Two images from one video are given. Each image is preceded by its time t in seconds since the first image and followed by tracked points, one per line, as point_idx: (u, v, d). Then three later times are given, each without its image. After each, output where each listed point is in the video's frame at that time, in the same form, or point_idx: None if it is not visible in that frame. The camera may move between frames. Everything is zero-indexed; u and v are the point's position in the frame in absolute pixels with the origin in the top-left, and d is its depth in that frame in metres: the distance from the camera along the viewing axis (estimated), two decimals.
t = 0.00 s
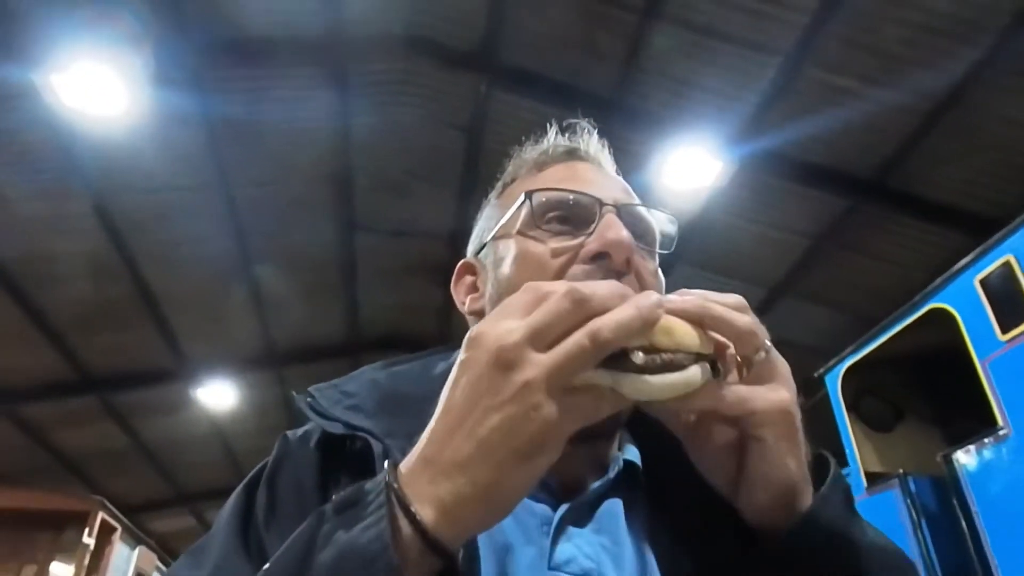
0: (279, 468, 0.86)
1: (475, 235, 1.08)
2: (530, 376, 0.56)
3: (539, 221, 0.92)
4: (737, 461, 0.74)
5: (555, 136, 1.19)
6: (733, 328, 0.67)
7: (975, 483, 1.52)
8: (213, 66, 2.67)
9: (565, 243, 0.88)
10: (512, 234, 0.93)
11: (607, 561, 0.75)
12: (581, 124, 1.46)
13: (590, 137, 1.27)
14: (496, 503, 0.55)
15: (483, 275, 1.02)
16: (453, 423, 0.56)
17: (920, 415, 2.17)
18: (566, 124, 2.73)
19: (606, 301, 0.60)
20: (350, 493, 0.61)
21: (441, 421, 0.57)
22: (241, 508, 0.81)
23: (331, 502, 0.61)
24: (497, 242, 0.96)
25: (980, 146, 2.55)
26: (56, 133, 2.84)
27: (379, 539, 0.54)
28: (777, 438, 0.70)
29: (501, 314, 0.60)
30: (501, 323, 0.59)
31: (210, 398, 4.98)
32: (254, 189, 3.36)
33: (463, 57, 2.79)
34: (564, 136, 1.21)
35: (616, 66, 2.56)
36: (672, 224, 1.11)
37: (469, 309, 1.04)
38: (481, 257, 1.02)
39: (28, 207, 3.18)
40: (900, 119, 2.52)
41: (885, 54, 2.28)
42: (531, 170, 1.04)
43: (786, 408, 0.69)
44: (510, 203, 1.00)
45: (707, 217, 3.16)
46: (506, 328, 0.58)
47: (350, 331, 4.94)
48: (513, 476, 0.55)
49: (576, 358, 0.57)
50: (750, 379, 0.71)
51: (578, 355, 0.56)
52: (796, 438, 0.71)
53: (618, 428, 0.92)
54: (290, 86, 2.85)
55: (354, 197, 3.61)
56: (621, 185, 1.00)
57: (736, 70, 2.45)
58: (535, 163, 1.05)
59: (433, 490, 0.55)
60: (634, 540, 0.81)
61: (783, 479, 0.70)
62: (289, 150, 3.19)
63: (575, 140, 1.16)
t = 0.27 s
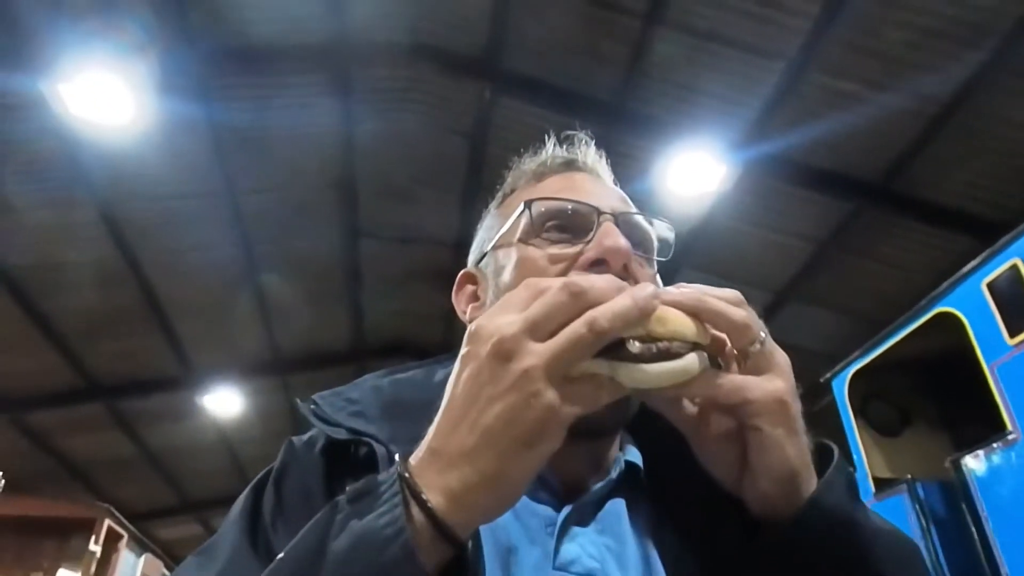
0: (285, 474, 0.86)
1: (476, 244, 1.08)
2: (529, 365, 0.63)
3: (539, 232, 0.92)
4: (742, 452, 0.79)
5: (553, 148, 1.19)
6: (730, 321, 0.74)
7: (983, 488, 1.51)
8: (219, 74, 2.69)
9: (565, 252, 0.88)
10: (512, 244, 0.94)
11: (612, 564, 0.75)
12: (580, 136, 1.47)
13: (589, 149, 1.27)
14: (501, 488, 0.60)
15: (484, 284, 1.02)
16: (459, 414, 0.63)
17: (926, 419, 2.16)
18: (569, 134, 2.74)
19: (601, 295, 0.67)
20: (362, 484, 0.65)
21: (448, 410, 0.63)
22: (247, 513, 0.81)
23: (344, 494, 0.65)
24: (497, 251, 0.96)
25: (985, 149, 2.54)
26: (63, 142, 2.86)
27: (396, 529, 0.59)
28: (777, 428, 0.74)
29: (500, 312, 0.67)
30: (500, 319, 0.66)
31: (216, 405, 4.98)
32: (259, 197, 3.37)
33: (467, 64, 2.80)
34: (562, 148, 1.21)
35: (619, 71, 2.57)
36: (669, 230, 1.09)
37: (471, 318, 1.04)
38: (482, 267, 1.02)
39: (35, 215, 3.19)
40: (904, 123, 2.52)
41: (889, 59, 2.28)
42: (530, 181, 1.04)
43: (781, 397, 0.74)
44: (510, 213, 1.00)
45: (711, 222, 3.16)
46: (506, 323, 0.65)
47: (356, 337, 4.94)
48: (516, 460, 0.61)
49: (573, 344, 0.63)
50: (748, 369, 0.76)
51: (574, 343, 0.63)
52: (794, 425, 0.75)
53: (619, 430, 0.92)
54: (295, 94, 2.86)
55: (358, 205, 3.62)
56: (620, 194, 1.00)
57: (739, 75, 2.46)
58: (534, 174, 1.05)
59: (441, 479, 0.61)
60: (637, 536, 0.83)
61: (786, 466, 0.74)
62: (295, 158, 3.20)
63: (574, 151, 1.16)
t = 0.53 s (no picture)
0: (284, 472, 0.86)
1: (479, 242, 1.07)
2: (538, 349, 0.64)
3: (540, 243, 0.92)
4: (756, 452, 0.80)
5: (564, 141, 1.17)
6: (737, 315, 0.75)
7: (985, 493, 1.50)
8: (220, 79, 2.69)
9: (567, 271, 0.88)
10: (513, 250, 0.93)
11: (615, 568, 0.74)
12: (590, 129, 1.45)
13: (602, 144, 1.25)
14: (505, 475, 0.60)
15: (485, 285, 1.02)
16: (464, 401, 0.63)
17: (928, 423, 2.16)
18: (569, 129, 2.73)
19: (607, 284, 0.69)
20: (357, 480, 0.64)
21: (455, 396, 0.64)
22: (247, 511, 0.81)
23: (338, 490, 0.64)
24: (498, 255, 0.96)
25: (984, 154, 2.54)
26: (64, 148, 2.86)
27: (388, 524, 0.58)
28: (791, 422, 0.76)
29: (506, 302, 0.69)
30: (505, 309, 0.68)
31: (216, 410, 4.97)
32: (260, 202, 3.37)
33: (468, 70, 2.81)
34: (572, 141, 1.19)
35: (619, 76, 2.57)
36: (678, 241, 1.09)
37: (471, 318, 1.04)
38: (484, 267, 1.02)
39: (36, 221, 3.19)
40: (904, 128, 2.52)
41: (889, 64, 2.29)
42: (537, 178, 1.03)
43: (792, 391, 0.76)
44: (513, 217, 0.99)
45: (711, 226, 3.16)
46: (511, 311, 0.67)
47: (356, 342, 4.94)
48: (522, 447, 0.61)
49: (582, 328, 0.65)
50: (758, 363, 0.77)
51: (583, 326, 0.65)
52: (807, 422, 0.77)
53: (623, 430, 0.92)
54: (296, 99, 2.87)
55: (359, 209, 3.62)
56: (628, 198, 0.99)
57: (739, 80, 2.46)
58: (541, 171, 1.04)
59: (444, 467, 0.61)
60: (642, 539, 0.82)
61: (801, 463, 0.76)
62: (295, 163, 3.21)
63: (584, 146, 1.14)
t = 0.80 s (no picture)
0: (281, 472, 0.86)
1: (482, 239, 1.08)
2: (549, 348, 0.64)
3: (546, 246, 0.92)
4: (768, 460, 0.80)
5: (573, 136, 1.16)
6: (750, 319, 0.75)
7: (980, 501, 1.51)
8: (217, 84, 2.70)
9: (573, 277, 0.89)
10: (517, 252, 0.94)
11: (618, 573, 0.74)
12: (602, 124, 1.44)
13: (613, 140, 1.24)
14: (511, 481, 0.60)
15: (487, 283, 1.02)
16: (470, 403, 0.64)
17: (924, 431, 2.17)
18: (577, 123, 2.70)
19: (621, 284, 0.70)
20: (356, 484, 0.64)
21: (462, 396, 0.64)
22: (243, 510, 0.81)
23: (335, 497, 0.64)
24: (502, 256, 0.96)
25: (979, 162, 2.56)
26: (60, 152, 2.86)
27: (388, 537, 0.58)
28: (806, 431, 0.76)
29: (515, 300, 0.69)
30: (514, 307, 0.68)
31: (211, 415, 4.96)
32: (257, 207, 3.37)
33: (466, 76, 2.81)
34: (582, 136, 1.18)
35: (616, 83, 2.58)
36: (688, 246, 1.10)
37: (472, 316, 1.05)
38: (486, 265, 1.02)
39: (32, 225, 3.19)
40: (900, 136, 2.53)
41: (884, 72, 2.30)
42: (545, 174, 1.02)
43: (808, 398, 0.75)
44: (519, 216, 0.99)
45: (708, 233, 3.17)
46: (519, 310, 0.67)
47: (352, 347, 4.93)
48: (529, 453, 0.61)
49: (594, 328, 0.64)
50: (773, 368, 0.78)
51: (595, 327, 0.64)
52: (822, 430, 0.77)
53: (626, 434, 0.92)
54: (293, 104, 2.87)
55: (356, 214, 3.62)
56: (636, 197, 0.98)
57: (736, 87, 2.47)
58: (550, 167, 1.03)
59: (447, 471, 0.61)
60: (646, 548, 0.81)
61: (817, 473, 0.75)
62: (292, 168, 3.20)
63: (594, 141, 1.13)
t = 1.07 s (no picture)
0: (276, 473, 0.86)
1: (483, 237, 1.08)
2: (553, 357, 0.63)
3: (548, 246, 0.92)
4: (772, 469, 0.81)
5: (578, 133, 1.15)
6: (760, 326, 0.75)
7: (973, 507, 1.52)
8: (213, 88, 2.69)
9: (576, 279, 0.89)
10: (519, 252, 0.94)
11: None
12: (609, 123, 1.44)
13: (619, 138, 1.23)
14: (513, 492, 0.60)
15: (487, 283, 1.02)
16: (472, 412, 0.63)
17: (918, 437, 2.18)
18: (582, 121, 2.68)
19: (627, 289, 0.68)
20: (353, 493, 0.64)
21: (463, 403, 0.63)
22: (237, 512, 0.81)
23: (332, 504, 0.64)
24: (504, 255, 0.96)
25: (972, 170, 2.57)
26: (55, 155, 2.85)
27: (383, 549, 0.58)
28: (811, 437, 0.76)
29: (518, 305, 0.68)
30: (516, 312, 0.67)
31: (204, 419, 4.93)
32: (252, 210, 3.36)
33: (462, 80, 2.82)
34: (587, 133, 1.18)
35: (612, 89, 2.59)
36: (692, 248, 1.10)
37: (471, 316, 1.05)
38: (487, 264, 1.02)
39: (25, 228, 3.17)
40: (894, 143, 2.55)
41: (878, 80, 2.31)
42: (548, 172, 1.02)
43: (816, 407, 0.75)
44: (521, 215, 0.99)
45: (703, 239, 3.18)
46: (522, 315, 0.66)
47: (346, 352, 4.92)
48: (532, 464, 0.60)
49: (600, 335, 0.63)
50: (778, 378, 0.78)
51: (602, 334, 0.63)
52: (829, 441, 0.77)
53: (626, 438, 0.92)
54: (289, 108, 2.87)
55: (352, 219, 3.61)
56: (640, 198, 0.98)
57: (731, 94, 2.48)
58: (554, 165, 1.02)
59: (448, 482, 0.60)
60: (644, 559, 0.80)
61: (821, 483, 0.76)
62: (288, 172, 3.20)
63: (600, 138, 1.12)
